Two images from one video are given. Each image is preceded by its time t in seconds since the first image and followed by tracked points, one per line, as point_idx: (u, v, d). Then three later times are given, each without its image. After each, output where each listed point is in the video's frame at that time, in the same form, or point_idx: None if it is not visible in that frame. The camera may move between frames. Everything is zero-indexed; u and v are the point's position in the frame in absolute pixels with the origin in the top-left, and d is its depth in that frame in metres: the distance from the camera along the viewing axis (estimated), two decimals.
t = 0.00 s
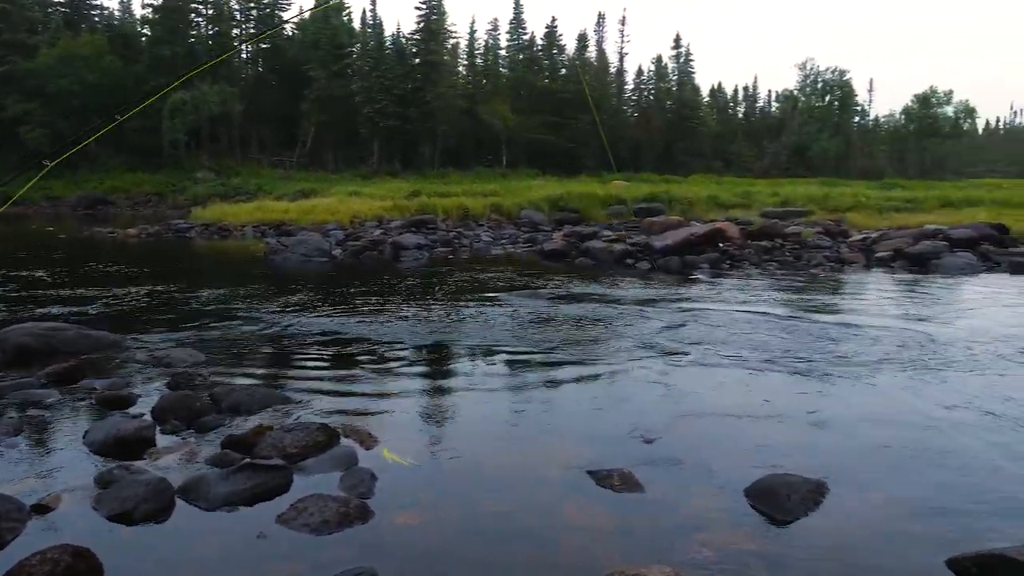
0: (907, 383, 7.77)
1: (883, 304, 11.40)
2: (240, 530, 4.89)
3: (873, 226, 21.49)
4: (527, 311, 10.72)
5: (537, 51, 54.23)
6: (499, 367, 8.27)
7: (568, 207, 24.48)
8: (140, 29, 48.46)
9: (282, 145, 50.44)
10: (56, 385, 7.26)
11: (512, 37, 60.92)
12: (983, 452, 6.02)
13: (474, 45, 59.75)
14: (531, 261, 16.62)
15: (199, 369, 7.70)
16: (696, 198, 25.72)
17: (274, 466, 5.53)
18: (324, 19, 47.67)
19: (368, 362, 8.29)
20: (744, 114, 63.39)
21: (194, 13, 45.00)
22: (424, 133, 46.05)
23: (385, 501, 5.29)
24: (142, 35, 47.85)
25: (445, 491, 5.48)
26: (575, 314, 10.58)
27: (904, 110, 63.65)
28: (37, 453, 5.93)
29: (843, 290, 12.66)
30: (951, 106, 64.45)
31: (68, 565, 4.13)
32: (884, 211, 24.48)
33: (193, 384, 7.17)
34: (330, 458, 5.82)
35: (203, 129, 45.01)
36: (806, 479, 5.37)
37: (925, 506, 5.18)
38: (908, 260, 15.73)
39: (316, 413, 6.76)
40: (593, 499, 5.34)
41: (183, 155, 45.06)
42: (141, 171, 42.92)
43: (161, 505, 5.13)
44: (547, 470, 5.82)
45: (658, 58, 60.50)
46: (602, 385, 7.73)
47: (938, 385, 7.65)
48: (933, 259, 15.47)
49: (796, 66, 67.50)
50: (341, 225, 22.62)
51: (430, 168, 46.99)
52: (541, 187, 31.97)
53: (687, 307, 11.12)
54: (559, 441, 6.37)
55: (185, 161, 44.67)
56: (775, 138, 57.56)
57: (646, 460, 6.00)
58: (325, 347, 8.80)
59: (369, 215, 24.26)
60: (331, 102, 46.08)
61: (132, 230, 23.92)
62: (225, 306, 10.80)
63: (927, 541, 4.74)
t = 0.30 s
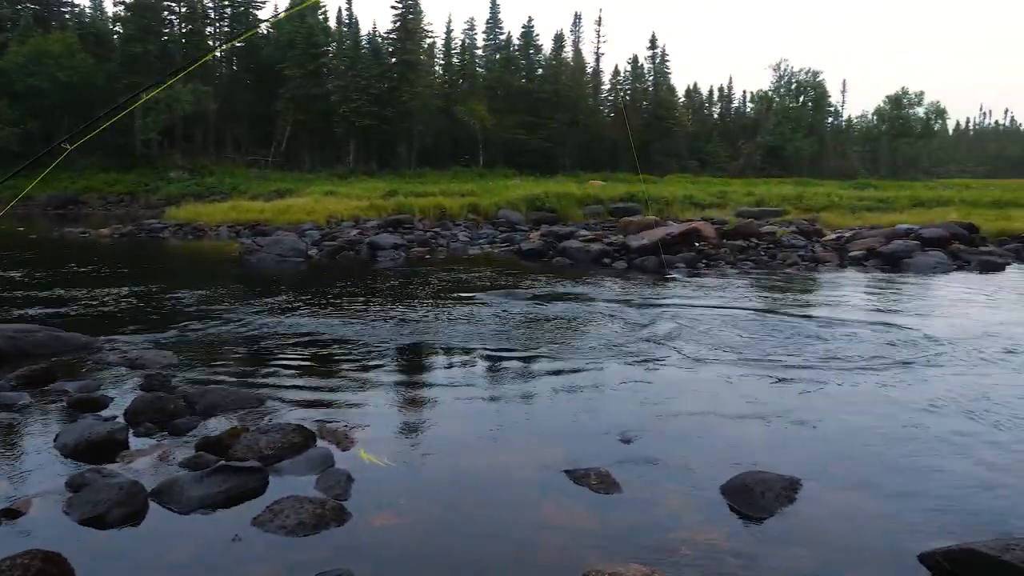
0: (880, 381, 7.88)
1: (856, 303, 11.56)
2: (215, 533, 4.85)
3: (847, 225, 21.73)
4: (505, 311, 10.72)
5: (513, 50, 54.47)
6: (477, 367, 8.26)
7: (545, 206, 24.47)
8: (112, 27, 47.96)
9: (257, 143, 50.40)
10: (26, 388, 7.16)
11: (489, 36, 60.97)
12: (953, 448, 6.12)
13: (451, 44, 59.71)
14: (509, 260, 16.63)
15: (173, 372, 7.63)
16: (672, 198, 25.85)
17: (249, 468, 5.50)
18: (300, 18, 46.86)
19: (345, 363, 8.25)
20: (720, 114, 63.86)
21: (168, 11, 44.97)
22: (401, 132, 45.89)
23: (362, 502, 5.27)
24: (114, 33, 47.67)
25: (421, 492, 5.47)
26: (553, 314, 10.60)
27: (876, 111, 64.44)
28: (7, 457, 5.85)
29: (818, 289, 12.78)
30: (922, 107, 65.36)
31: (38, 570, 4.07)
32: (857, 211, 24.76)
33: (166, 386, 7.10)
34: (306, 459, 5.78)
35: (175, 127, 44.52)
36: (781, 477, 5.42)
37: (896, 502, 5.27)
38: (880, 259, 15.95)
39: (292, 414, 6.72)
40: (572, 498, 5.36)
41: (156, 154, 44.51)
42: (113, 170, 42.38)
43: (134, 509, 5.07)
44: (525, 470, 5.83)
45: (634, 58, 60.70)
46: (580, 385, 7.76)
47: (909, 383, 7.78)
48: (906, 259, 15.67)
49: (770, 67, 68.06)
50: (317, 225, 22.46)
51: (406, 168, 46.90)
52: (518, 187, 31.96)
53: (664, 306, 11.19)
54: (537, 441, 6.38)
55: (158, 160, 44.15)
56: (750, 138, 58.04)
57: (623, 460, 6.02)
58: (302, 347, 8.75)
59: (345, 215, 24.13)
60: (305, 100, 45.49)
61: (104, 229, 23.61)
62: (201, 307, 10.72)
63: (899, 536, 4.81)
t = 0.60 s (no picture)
0: (859, 379, 7.96)
1: (836, 302, 11.68)
2: (195, 535, 4.82)
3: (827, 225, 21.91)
4: (488, 312, 10.72)
5: (496, 51, 54.69)
6: (460, 368, 8.26)
7: (527, 207, 24.51)
8: (92, 25, 47.65)
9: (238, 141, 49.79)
10: (3, 389, 7.08)
11: (472, 36, 61.02)
12: (931, 446, 6.19)
13: (434, 44, 59.74)
14: (492, 260, 16.63)
15: (153, 373, 7.56)
16: (654, 198, 25.95)
17: (230, 469, 5.46)
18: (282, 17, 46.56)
19: (327, 364, 8.23)
20: (702, 114, 64.21)
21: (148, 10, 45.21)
22: (384, 132, 45.79)
23: (343, 504, 5.25)
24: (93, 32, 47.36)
25: (404, 492, 5.46)
26: (536, 314, 10.61)
27: (856, 112, 65.05)
28: None
29: (799, 289, 12.87)
30: (901, 109, 66.03)
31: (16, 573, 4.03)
32: (836, 211, 24.98)
33: (145, 387, 7.04)
34: (288, 460, 5.75)
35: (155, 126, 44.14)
36: (762, 476, 5.46)
37: (875, 499, 5.32)
38: (859, 259, 16.10)
39: (273, 415, 6.68)
40: (553, 498, 5.37)
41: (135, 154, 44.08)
42: (92, 170, 42.11)
43: (113, 511, 5.03)
44: (506, 470, 5.83)
45: (617, 58, 60.91)
46: (564, 385, 7.77)
47: (889, 382, 7.86)
48: (885, 258, 15.81)
49: (751, 67, 68.50)
50: (299, 225, 22.38)
51: (389, 168, 46.84)
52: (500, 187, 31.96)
53: (646, 306, 11.22)
54: (519, 441, 6.39)
55: (139, 159, 43.74)
56: (732, 139, 58.39)
57: (605, 459, 6.04)
58: (284, 348, 8.71)
59: (328, 215, 24.04)
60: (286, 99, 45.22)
61: (82, 229, 23.39)
62: (183, 307, 10.66)
63: (878, 534, 4.85)
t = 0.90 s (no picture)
0: (836, 379, 8.06)
1: (814, 303, 11.81)
2: (173, 538, 4.79)
3: (805, 226, 22.18)
4: (468, 312, 10.74)
5: (477, 51, 54.96)
6: (441, 368, 8.27)
7: (508, 207, 24.58)
8: (69, 22, 47.28)
9: (219, 141, 50.62)
10: None
11: (453, 36, 61.10)
12: (906, 445, 6.28)
13: (415, 45, 59.80)
14: (473, 261, 16.67)
15: (130, 375, 7.49)
16: (635, 199, 26.11)
17: (208, 472, 5.43)
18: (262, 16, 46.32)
19: (306, 365, 8.20)
20: (682, 115, 64.68)
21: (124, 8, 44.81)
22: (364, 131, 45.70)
23: (323, 505, 5.22)
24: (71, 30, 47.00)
25: (385, 492, 5.46)
26: (517, 314, 10.64)
27: (835, 115, 65.80)
28: None
29: (778, 289, 12.99)
30: (878, 111, 66.84)
31: None
32: (814, 212, 25.24)
33: (121, 389, 6.98)
34: (267, 462, 5.72)
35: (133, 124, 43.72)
36: (741, 475, 5.51)
37: (852, 498, 5.39)
38: (837, 259, 16.29)
39: (252, 417, 6.64)
40: (533, 498, 5.39)
41: (112, 153, 43.66)
42: (69, 169, 41.67)
43: (89, 515, 4.97)
44: (487, 470, 5.85)
45: (599, 60, 61.24)
46: (544, 384, 7.80)
47: (866, 381, 7.96)
48: (862, 258, 16.01)
49: (731, 70, 69.07)
50: (278, 225, 22.35)
51: (369, 168, 46.77)
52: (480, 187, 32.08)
53: (625, 306, 11.30)
54: (500, 442, 6.40)
55: (116, 158, 43.27)
56: (712, 140, 58.86)
57: (584, 459, 6.06)
58: (264, 349, 8.67)
59: (308, 215, 23.98)
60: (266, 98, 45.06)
61: (59, 229, 23.17)
62: (162, 308, 10.59)
63: (856, 532, 4.91)
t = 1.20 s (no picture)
0: (815, 378, 8.14)
1: (794, 302, 11.91)
2: (153, 542, 4.75)
3: (784, 227, 22.37)
4: (451, 313, 10.75)
5: (459, 52, 54.97)
6: (424, 369, 8.28)
7: (491, 208, 24.65)
8: (46, 20, 46.77)
9: (200, 141, 50.30)
10: None
11: (435, 37, 61.10)
12: (884, 443, 6.36)
13: (397, 45, 59.74)
14: (456, 262, 16.69)
15: (110, 377, 7.44)
16: (617, 199, 26.22)
17: (188, 475, 5.40)
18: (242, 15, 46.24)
19: (288, 366, 8.19)
20: (665, 115, 65.01)
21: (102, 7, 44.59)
22: (346, 132, 45.55)
23: (304, 507, 5.21)
24: (48, 28, 46.53)
25: (366, 493, 5.46)
26: (499, 315, 10.67)
27: (814, 116, 66.39)
28: None
29: (759, 289, 13.09)
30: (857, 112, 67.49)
31: None
32: (794, 213, 25.44)
33: (101, 391, 6.94)
34: (247, 464, 5.69)
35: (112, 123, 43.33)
36: (721, 474, 5.55)
37: (832, 496, 5.44)
38: (817, 259, 16.45)
39: (232, 419, 6.61)
40: (514, 498, 5.41)
41: (90, 153, 43.22)
42: (46, 168, 41.20)
43: (67, 520, 4.93)
44: (469, 471, 5.86)
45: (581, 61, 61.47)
46: (526, 385, 7.82)
47: (845, 381, 8.04)
48: (842, 258, 16.18)
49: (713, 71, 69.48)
50: (259, 226, 22.25)
51: (351, 168, 46.65)
52: (462, 188, 32.13)
53: (607, 307, 11.34)
54: (482, 442, 6.41)
55: (94, 158, 42.84)
56: (693, 141, 59.21)
57: (566, 459, 6.08)
58: (246, 351, 8.64)
59: (289, 215, 23.89)
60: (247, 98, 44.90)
61: (36, 230, 22.94)
62: (143, 310, 10.53)
63: (834, 529, 4.96)
